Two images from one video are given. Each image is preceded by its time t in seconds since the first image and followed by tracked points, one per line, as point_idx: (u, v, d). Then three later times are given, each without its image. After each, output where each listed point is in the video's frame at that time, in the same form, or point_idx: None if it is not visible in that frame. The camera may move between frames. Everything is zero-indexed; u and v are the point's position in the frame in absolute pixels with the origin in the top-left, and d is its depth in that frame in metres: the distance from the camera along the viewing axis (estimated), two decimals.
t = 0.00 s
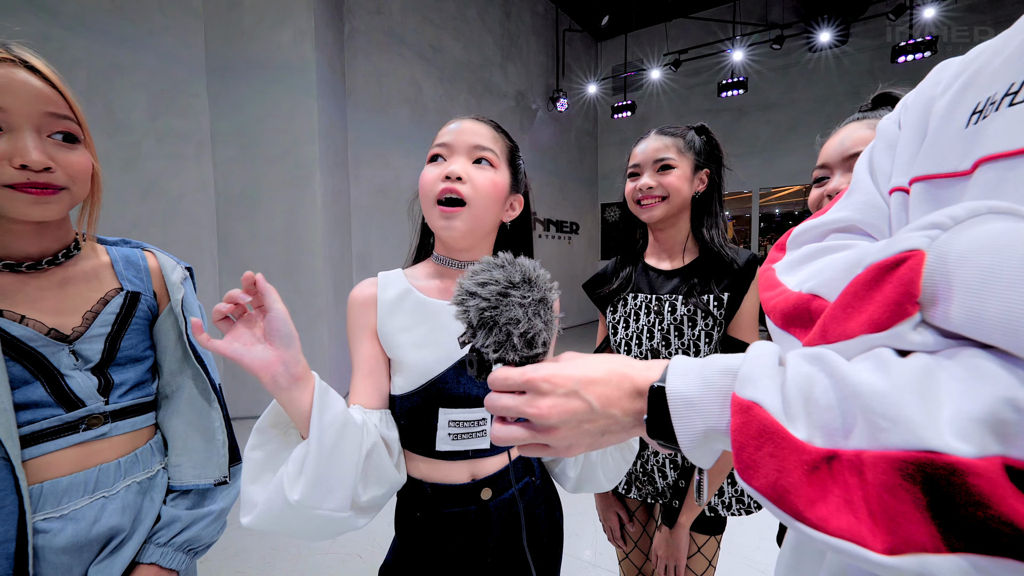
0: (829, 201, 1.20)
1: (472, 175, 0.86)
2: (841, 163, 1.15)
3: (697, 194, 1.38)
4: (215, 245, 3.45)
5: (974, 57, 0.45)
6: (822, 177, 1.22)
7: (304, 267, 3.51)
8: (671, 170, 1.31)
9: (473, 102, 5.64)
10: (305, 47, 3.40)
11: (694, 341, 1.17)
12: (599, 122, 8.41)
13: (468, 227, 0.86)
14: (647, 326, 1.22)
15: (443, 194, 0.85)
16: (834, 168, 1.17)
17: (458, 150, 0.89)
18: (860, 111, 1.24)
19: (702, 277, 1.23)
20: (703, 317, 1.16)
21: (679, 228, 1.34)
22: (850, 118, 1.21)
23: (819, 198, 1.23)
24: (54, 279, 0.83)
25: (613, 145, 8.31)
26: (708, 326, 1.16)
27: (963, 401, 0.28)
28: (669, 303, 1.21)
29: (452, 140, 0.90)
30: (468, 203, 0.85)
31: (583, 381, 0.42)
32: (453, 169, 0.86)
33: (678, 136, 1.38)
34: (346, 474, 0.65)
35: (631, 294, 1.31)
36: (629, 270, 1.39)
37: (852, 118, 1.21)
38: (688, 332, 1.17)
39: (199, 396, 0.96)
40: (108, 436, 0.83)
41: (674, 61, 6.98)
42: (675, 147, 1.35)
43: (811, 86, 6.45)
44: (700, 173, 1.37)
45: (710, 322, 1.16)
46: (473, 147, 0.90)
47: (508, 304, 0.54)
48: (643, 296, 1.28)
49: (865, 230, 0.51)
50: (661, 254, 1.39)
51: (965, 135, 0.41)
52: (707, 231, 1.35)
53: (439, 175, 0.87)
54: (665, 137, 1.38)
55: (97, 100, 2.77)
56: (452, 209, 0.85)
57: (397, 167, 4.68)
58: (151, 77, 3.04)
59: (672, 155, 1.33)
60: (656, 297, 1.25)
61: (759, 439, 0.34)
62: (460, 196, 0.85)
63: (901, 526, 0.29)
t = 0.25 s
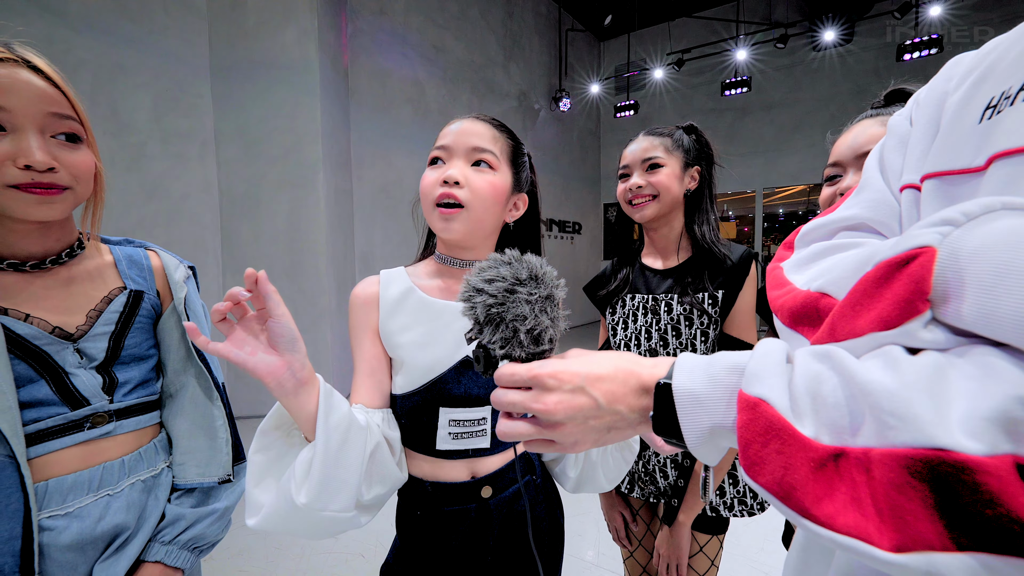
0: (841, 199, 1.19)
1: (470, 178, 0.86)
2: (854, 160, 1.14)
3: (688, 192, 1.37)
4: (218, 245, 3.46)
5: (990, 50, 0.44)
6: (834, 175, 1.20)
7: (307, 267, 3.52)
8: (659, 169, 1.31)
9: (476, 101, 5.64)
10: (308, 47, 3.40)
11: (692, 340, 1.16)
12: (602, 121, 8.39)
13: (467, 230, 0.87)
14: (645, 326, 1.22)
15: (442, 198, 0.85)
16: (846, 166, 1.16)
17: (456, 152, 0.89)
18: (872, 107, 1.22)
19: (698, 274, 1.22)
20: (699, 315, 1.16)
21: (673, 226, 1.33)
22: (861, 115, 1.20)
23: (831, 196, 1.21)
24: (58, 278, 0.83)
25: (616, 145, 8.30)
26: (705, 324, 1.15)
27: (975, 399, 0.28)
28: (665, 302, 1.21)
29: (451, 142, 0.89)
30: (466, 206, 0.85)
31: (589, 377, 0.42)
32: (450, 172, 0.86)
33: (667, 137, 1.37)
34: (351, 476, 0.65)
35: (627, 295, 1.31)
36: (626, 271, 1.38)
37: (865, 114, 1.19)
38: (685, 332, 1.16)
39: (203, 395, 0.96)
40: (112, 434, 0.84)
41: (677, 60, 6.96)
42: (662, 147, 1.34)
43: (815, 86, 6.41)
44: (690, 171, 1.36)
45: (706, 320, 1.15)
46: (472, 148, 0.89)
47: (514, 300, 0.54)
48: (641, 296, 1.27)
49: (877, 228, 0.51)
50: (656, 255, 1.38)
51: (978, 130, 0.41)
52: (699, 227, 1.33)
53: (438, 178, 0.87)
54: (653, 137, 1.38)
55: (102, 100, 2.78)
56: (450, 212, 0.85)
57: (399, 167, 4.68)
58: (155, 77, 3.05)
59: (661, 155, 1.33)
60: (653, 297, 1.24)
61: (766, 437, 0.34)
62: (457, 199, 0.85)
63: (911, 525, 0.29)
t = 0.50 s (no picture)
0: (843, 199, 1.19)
1: (474, 178, 0.86)
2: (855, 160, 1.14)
3: (692, 190, 1.37)
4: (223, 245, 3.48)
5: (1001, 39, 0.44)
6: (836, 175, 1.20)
7: (311, 267, 3.53)
8: (664, 168, 1.31)
9: (479, 101, 5.65)
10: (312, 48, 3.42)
11: (697, 338, 1.16)
12: (605, 121, 8.39)
13: (472, 230, 0.87)
14: (649, 325, 1.22)
15: (447, 199, 0.86)
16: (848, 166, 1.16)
17: (460, 152, 0.90)
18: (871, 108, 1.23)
19: (702, 272, 1.23)
20: (704, 314, 1.16)
21: (678, 225, 1.34)
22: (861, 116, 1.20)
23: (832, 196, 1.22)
24: (68, 277, 0.84)
25: (619, 144, 8.29)
26: (711, 323, 1.16)
27: (981, 388, 0.28)
28: (669, 301, 1.21)
29: (454, 142, 0.90)
30: (471, 206, 0.86)
31: (600, 369, 0.43)
32: (455, 172, 0.86)
33: (671, 134, 1.37)
34: (360, 477, 0.66)
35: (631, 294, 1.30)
36: (629, 271, 1.38)
37: (868, 114, 1.19)
38: (691, 330, 1.17)
39: (210, 393, 0.96)
40: (123, 431, 0.85)
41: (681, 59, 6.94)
42: (667, 145, 1.34)
43: (820, 85, 6.39)
44: (694, 169, 1.36)
45: (712, 319, 1.16)
46: (475, 148, 0.90)
47: (525, 295, 0.54)
48: (644, 295, 1.27)
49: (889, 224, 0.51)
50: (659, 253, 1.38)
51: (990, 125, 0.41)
52: (702, 225, 1.33)
53: (442, 179, 0.87)
54: (656, 136, 1.38)
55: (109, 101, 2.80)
56: (455, 212, 0.86)
57: (403, 167, 4.69)
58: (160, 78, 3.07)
59: (665, 154, 1.33)
60: (657, 295, 1.24)
61: (773, 427, 0.34)
62: (463, 199, 0.85)
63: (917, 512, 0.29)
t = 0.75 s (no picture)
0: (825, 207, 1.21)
1: (490, 181, 0.87)
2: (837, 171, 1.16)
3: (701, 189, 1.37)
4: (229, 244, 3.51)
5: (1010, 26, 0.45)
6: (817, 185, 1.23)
7: (316, 266, 3.56)
8: (673, 167, 1.32)
9: (482, 102, 5.66)
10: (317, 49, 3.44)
11: (705, 337, 1.17)
12: (608, 121, 8.39)
13: (486, 231, 0.89)
14: (656, 324, 1.23)
15: (463, 200, 0.86)
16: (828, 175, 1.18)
17: (474, 155, 0.90)
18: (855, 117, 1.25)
19: (710, 271, 1.23)
20: (714, 312, 1.17)
21: (685, 223, 1.34)
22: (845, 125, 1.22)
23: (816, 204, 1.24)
24: (81, 274, 0.85)
25: (622, 144, 8.28)
26: (720, 321, 1.17)
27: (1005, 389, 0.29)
28: (678, 299, 1.22)
29: (468, 144, 0.90)
30: (487, 209, 0.87)
31: (617, 373, 0.44)
32: (471, 175, 0.87)
33: (680, 132, 1.37)
34: (378, 473, 0.67)
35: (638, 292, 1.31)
36: (634, 267, 1.38)
37: (850, 124, 1.22)
38: (699, 329, 1.18)
39: (219, 390, 0.98)
40: (136, 425, 0.86)
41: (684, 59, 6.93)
42: (677, 143, 1.35)
43: (824, 84, 6.37)
44: (703, 168, 1.37)
45: (722, 317, 1.17)
46: (489, 151, 0.90)
47: (539, 298, 0.55)
48: (650, 294, 1.28)
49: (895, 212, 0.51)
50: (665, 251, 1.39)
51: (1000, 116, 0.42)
52: (711, 226, 1.34)
53: (457, 180, 0.87)
54: (666, 133, 1.38)
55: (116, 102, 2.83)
56: (471, 215, 0.87)
57: (406, 167, 4.71)
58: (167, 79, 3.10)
59: (675, 152, 1.33)
60: (664, 294, 1.25)
61: (796, 427, 0.35)
62: (480, 202, 0.86)
63: (943, 511, 0.30)
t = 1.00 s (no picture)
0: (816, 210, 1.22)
1: (513, 186, 0.90)
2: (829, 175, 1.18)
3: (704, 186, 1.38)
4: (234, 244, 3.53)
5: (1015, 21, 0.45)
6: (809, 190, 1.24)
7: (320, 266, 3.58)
8: (677, 163, 1.32)
9: (485, 102, 5.67)
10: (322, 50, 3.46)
11: (710, 335, 1.19)
12: (611, 121, 8.38)
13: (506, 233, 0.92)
14: (661, 322, 1.24)
15: (492, 204, 0.87)
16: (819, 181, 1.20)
17: (495, 158, 0.91)
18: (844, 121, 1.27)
19: (714, 271, 1.24)
20: (719, 311, 1.19)
21: (688, 221, 1.35)
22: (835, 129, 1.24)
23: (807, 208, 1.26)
24: (94, 271, 0.87)
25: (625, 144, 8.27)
26: (724, 319, 1.19)
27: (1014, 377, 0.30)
28: (682, 298, 1.23)
29: (488, 146, 0.90)
30: (511, 213, 0.90)
31: (630, 369, 0.45)
32: (497, 179, 0.87)
33: (684, 131, 1.39)
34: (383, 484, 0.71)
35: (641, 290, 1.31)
36: (636, 266, 1.39)
37: (838, 129, 1.23)
38: (704, 327, 1.19)
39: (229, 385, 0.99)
40: (148, 417, 0.88)
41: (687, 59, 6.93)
42: (681, 140, 1.36)
43: (828, 83, 6.35)
44: (705, 166, 1.38)
45: (726, 315, 1.19)
46: (507, 156, 0.92)
47: (548, 297, 0.56)
48: (654, 292, 1.28)
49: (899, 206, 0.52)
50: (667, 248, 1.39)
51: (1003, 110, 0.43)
52: (715, 224, 1.35)
53: (484, 183, 0.87)
54: (669, 131, 1.39)
55: (124, 102, 2.86)
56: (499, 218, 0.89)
57: (410, 167, 4.73)
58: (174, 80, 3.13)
59: (679, 148, 1.34)
60: (668, 293, 1.26)
61: (810, 419, 0.36)
62: (506, 207, 0.88)
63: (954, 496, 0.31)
